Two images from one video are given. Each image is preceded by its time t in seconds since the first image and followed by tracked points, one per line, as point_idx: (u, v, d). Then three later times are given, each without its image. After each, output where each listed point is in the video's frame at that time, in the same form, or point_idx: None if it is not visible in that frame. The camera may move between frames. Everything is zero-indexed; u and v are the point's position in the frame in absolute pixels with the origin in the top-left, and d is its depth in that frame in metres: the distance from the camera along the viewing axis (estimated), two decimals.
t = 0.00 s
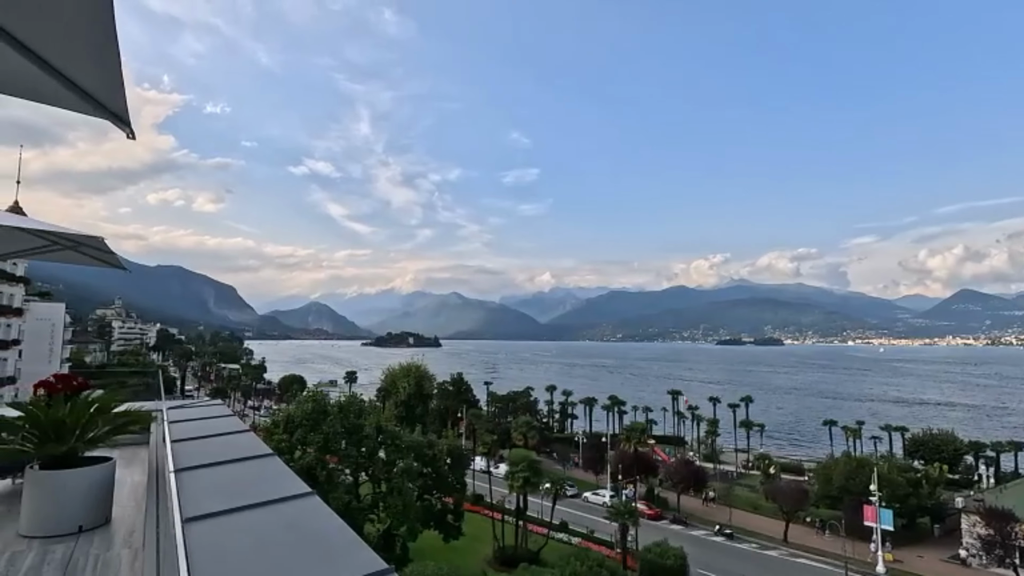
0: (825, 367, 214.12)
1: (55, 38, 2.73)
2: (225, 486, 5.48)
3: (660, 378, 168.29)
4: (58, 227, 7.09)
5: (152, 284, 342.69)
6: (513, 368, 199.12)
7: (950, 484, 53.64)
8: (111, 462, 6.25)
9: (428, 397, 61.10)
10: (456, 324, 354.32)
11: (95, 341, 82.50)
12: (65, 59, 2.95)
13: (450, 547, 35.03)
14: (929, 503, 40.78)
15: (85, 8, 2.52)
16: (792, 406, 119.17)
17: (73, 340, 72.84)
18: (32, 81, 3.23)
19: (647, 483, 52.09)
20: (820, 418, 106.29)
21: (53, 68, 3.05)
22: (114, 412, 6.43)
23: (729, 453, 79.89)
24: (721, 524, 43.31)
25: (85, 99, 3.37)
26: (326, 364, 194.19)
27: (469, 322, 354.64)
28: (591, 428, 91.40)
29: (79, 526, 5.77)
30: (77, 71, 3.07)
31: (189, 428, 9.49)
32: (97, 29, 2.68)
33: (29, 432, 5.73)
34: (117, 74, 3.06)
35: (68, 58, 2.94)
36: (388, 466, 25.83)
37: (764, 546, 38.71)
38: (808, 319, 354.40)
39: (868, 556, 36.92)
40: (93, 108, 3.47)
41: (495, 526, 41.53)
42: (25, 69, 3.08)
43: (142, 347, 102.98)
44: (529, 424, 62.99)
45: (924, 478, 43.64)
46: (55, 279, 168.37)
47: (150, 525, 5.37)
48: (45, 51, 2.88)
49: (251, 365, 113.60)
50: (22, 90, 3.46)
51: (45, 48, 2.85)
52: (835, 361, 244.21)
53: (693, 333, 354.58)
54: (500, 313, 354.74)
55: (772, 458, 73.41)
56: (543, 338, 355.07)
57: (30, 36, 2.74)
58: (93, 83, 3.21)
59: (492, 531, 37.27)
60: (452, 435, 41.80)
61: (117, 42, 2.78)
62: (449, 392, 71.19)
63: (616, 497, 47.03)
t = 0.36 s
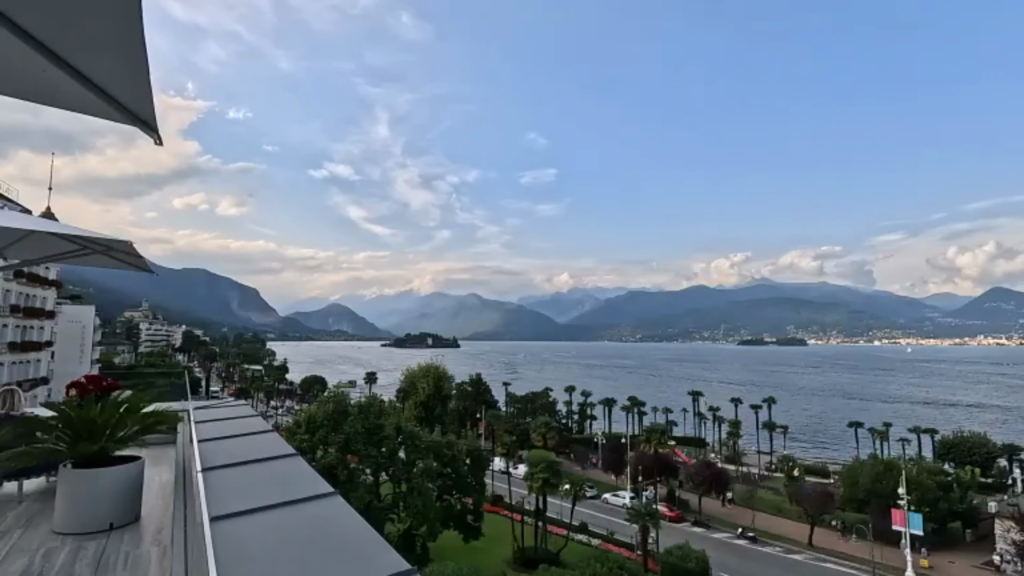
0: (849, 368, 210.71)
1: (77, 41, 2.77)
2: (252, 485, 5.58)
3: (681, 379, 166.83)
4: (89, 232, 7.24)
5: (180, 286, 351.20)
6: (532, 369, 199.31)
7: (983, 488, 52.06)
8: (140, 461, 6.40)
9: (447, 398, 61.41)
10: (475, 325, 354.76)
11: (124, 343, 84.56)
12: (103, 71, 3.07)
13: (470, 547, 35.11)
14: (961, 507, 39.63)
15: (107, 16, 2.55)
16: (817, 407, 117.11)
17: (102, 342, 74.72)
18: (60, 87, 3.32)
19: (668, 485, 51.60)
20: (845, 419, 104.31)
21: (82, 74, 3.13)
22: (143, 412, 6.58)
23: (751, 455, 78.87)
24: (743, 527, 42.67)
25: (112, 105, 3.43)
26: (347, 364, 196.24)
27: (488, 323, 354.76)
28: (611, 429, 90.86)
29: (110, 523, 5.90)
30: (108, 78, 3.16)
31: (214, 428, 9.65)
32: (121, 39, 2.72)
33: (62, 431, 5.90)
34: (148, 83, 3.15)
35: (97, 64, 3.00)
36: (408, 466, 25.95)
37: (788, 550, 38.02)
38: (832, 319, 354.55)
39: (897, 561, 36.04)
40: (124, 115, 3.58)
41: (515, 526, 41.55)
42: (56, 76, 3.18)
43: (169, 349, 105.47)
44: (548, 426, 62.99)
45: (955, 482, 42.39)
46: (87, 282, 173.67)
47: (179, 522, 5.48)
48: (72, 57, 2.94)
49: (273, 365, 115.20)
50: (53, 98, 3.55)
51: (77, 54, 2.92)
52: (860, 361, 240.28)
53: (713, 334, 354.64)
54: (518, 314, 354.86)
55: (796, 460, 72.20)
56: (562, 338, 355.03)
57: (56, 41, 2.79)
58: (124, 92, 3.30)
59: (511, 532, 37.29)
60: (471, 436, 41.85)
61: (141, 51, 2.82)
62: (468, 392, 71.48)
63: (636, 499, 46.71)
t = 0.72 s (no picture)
0: (869, 367, 208.25)
1: (96, 43, 2.79)
2: (270, 485, 5.62)
3: (697, 378, 165.69)
4: (111, 235, 7.37)
5: (198, 287, 354.78)
6: (548, 369, 199.33)
7: (1010, 491, 50.78)
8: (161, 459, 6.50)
9: (462, 397, 61.60)
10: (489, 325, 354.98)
11: (145, 343, 86.04)
12: (124, 73, 3.09)
13: (485, 547, 35.16)
14: (987, 510, 38.69)
15: (121, 18, 2.56)
16: (836, 407, 115.55)
17: (125, 343, 76.01)
18: (84, 93, 3.38)
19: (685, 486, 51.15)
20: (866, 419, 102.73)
21: (102, 76, 3.15)
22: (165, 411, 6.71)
23: (769, 455, 78.09)
24: (762, 528, 42.15)
25: (135, 108, 3.48)
26: (363, 364, 197.54)
27: (503, 323, 354.65)
28: (626, 429, 90.43)
29: (134, 521, 6.01)
30: (129, 80, 3.18)
31: (233, 428, 9.77)
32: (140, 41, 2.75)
33: (87, 430, 6.04)
34: (169, 85, 3.17)
35: (120, 69, 3.03)
36: (423, 466, 26.02)
37: (808, 552, 37.44)
38: (851, 318, 354.57)
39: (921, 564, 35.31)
40: (146, 120, 3.64)
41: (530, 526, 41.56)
42: (78, 80, 3.21)
43: (189, 349, 107.17)
44: (563, 425, 62.93)
45: (981, 484, 41.40)
46: (110, 284, 177.28)
47: (200, 519, 5.55)
48: (91, 57, 2.95)
49: (291, 365, 116.34)
50: (76, 103, 3.61)
51: (96, 56, 2.93)
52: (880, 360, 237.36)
53: (730, 333, 354.83)
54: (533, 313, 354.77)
55: (815, 460, 71.28)
56: (577, 337, 355.03)
57: (77, 44, 2.81)
58: (144, 95, 3.33)
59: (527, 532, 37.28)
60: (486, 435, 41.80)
61: (162, 53, 2.84)
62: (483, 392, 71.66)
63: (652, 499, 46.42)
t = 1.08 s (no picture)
0: (885, 366, 206.31)
1: (109, 45, 2.81)
2: (284, 483, 5.65)
3: (710, 378, 164.95)
4: (128, 236, 7.48)
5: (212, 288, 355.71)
6: (560, 368, 199.42)
7: None
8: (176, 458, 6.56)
9: (473, 397, 61.77)
10: (501, 325, 354.87)
11: (162, 343, 87.36)
12: (136, 74, 3.09)
13: (498, 546, 35.23)
14: (1007, 511, 37.99)
15: (129, 19, 2.57)
16: (852, 406, 114.45)
17: (141, 343, 77.06)
18: (100, 96, 3.42)
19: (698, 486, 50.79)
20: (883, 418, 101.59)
21: (118, 78, 3.18)
22: (181, 410, 6.80)
23: (783, 455, 77.44)
24: (776, 529, 41.75)
25: (149, 111, 3.51)
26: (376, 364, 198.73)
27: (515, 322, 354.71)
28: (638, 429, 90.04)
29: (151, 518, 6.09)
30: (141, 81, 3.19)
31: (247, 426, 9.88)
32: (159, 47, 2.80)
33: (106, 429, 6.12)
34: (183, 85, 3.18)
35: (133, 70, 3.05)
36: (436, 465, 26.11)
37: (823, 553, 37.03)
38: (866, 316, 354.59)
39: (940, 566, 34.78)
40: (161, 121, 3.67)
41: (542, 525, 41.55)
42: (91, 80, 3.22)
43: (205, 349, 108.47)
44: (574, 425, 62.86)
45: (1001, 485, 40.62)
46: (128, 285, 179.85)
47: (215, 517, 5.61)
48: (105, 60, 2.98)
49: (304, 365, 117.24)
50: (91, 106, 3.67)
51: (109, 56, 2.94)
52: (895, 359, 235.73)
53: (744, 332, 354.81)
54: (545, 313, 354.77)
55: (831, 460, 70.54)
56: (589, 337, 354.91)
57: (88, 43, 2.81)
58: (158, 96, 3.35)
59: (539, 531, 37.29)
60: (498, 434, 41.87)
61: (175, 54, 2.86)
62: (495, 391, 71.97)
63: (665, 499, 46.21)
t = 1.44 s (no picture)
0: (900, 364, 204.70)
1: (124, 47, 2.83)
2: (298, 481, 5.68)
3: (722, 376, 164.37)
4: (142, 236, 7.56)
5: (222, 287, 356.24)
6: (570, 366, 199.72)
7: None
8: (192, 455, 6.64)
9: (483, 395, 61.86)
10: (511, 323, 354.97)
11: (176, 342, 88.44)
12: (152, 76, 3.14)
13: (509, 544, 35.29)
14: None
15: (147, 21, 2.59)
16: (867, 405, 113.49)
17: (156, 342, 78.05)
18: (113, 97, 3.44)
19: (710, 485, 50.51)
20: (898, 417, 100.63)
21: (135, 83, 3.24)
22: (196, 407, 6.87)
23: (796, 454, 76.84)
24: (789, 528, 41.43)
25: (164, 112, 3.56)
26: (387, 362, 199.93)
27: (526, 321, 354.85)
28: (649, 427, 89.78)
29: (167, 515, 6.17)
30: (156, 83, 3.22)
31: (261, 424, 9.97)
32: (172, 50, 2.83)
33: (123, 427, 6.19)
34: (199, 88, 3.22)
35: (153, 72, 3.10)
36: (447, 463, 26.20)
37: (837, 553, 36.70)
38: (881, 314, 354.58)
39: (957, 567, 34.33)
40: (176, 123, 3.71)
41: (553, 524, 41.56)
42: (109, 83, 3.26)
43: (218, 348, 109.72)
44: (585, 424, 62.81)
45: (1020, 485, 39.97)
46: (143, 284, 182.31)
47: (230, 515, 5.66)
48: (122, 65, 3.03)
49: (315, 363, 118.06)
50: (103, 108, 3.71)
51: (131, 61, 3.01)
52: (910, 357, 234.58)
53: (756, 330, 354.93)
54: (555, 311, 354.79)
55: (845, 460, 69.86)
56: (600, 335, 354.80)
57: (111, 51, 2.89)
58: (173, 98, 3.39)
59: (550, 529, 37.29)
60: (509, 433, 41.93)
61: (191, 58, 2.90)
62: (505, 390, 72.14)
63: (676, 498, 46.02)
